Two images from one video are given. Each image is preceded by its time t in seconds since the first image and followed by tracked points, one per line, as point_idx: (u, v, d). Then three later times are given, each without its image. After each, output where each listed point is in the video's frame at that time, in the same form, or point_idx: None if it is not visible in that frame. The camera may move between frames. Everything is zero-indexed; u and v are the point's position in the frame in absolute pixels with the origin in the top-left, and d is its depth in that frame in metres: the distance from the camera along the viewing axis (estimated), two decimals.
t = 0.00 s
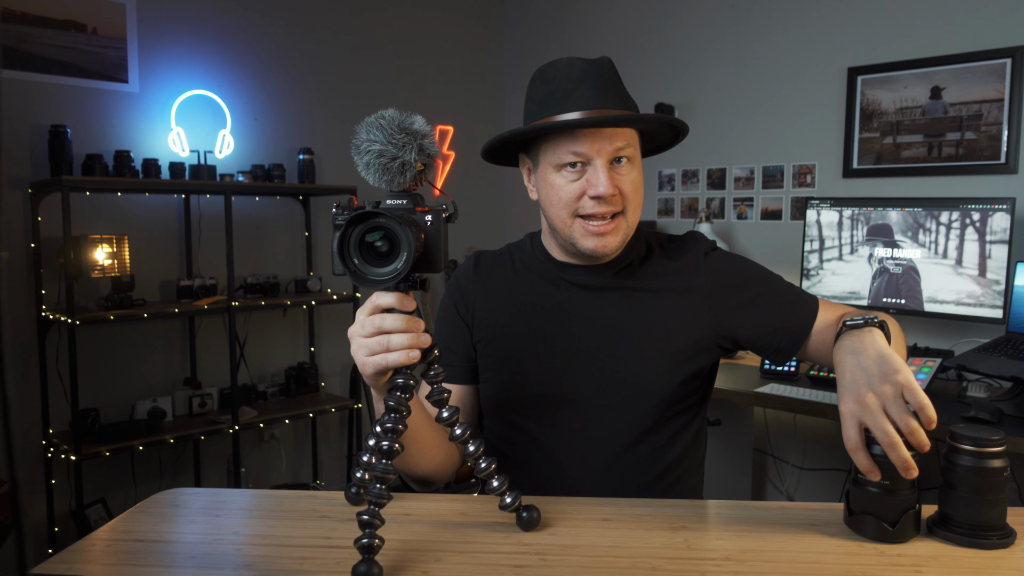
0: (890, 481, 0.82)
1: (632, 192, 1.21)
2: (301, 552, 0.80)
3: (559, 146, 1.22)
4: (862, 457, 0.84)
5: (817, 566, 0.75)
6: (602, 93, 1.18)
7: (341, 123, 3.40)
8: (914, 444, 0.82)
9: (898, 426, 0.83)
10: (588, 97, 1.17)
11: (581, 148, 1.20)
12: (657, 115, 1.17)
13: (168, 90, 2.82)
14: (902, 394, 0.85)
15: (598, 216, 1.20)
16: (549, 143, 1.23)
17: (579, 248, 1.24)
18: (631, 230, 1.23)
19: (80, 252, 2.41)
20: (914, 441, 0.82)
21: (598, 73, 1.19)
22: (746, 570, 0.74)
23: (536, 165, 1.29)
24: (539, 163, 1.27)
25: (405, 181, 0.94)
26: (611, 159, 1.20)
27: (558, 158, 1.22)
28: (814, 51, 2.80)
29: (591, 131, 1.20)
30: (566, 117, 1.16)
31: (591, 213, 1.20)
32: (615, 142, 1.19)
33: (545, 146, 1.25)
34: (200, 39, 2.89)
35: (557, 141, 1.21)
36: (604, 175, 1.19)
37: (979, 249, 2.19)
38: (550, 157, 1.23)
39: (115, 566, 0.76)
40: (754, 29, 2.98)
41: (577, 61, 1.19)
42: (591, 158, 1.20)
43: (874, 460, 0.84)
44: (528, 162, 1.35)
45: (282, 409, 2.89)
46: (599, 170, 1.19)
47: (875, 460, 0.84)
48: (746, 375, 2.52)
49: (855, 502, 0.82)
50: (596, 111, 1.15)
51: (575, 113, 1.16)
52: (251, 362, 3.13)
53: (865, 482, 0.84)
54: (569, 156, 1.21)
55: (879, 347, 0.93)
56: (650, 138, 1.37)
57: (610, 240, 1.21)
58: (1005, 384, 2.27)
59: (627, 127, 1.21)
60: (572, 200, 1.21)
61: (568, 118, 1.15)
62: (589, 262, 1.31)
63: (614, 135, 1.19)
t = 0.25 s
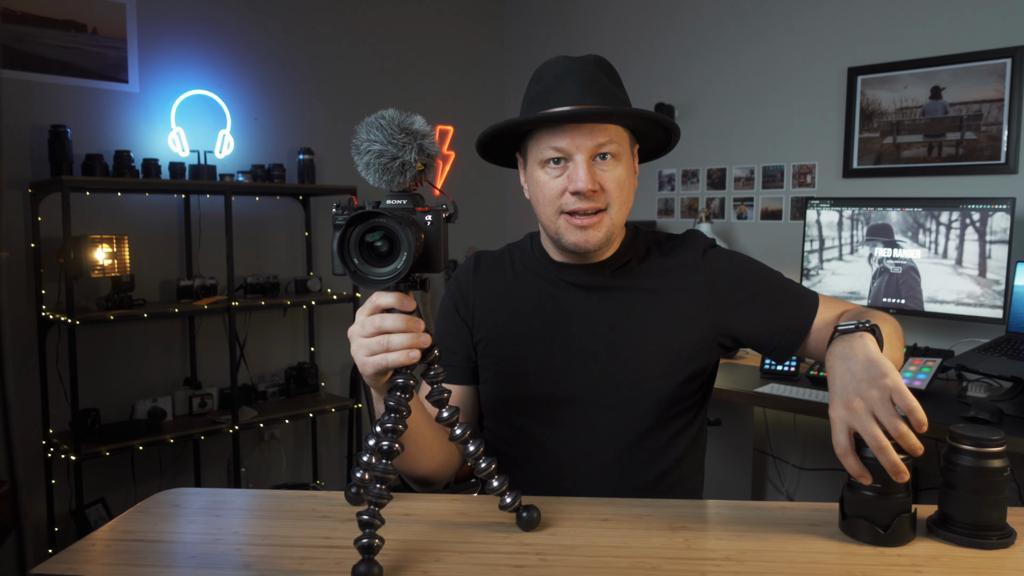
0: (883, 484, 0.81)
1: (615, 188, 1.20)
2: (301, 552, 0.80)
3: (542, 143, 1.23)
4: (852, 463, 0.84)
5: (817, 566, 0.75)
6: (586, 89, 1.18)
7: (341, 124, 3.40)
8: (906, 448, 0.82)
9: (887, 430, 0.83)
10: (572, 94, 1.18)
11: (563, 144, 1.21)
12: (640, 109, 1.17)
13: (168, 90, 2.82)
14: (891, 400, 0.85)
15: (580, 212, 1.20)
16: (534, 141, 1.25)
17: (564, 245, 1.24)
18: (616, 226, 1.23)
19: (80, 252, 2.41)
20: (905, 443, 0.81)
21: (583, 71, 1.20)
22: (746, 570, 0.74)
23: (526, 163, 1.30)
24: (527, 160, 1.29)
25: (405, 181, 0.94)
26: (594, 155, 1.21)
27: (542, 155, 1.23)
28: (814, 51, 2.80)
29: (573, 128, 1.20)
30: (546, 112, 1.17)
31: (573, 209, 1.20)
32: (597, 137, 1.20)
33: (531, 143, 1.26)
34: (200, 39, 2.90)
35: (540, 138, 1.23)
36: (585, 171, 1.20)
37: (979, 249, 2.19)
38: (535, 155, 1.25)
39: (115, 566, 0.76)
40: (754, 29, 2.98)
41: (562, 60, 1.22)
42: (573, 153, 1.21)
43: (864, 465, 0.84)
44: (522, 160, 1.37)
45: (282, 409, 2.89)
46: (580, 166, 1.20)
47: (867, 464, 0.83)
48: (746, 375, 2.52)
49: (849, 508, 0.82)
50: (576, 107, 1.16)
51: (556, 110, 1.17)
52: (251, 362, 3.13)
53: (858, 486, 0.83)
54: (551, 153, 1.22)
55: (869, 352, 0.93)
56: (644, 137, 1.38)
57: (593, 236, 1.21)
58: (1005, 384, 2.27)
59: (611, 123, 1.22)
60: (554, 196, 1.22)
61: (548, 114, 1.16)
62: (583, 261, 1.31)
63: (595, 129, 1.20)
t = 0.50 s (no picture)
0: (882, 484, 0.81)
1: (599, 181, 1.21)
2: (301, 552, 0.79)
3: (527, 140, 1.24)
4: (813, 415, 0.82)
5: (817, 566, 0.75)
6: (566, 83, 1.19)
7: (341, 124, 3.40)
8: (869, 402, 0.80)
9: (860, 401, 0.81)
10: (553, 88, 1.19)
11: (545, 139, 1.22)
12: (619, 100, 1.18)
13: (168, 90, 2.82)
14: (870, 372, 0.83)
15: (564, 206, 1.21)
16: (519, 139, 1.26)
17: (552, 241, 1.24)
18: (602, 220, 1.23)
19: (80, 252, 2.41)
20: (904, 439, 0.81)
21: (565, 67, 1.21)
22: (746, 570, 0.74)
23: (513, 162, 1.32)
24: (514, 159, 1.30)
25: (405, 181, 0.95)
26: (577, 149, 1.22)
27: (527, 152, 1.25)
28: (814, 51, 2.80)
29: (555, 123, 1.22)
30: (525, 106, 1.18)
31: (557, 202, 1.21)
32: (578, 131, 1.21)
33: (517, 142, 1.28)
34: (200, 39, 2.89)
35: (525, 135, 1.24)
36: (568, 164, 1.20)
37: (978, 249, 2.19)
38: (520, 152, 1.26)
39: (115, 566, 0.76)
40: (754, 29, 2.98)
41: (545, 57, 1.24)
42: (556, 148, 1.22)
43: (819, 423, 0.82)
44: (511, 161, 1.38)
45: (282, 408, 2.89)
46: (563, 160, 1.21)
47: (869, 464, 0.83)
48: (746, 375, 2.52)
49: (851, 508, 0.82)
50: (555, 99, 1.17)
51: (535, 103, 1.18)
52: (251, 362, 3.13)
53: (858, 486, 0.83)
54: (536, 149, 1.23)
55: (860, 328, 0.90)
56: (633, 135, 1.38)
57: (578, 230, 1.21)
58: (1005, 384, 2.27)
59: (592, 117, 1.23)
60: (539, 191, 1.22)
61: (528, 107, 1.18)
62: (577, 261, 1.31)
63: (576, 123, 1.21)
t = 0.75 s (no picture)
0: (882, 484, 0.81)
1: (587, 179, 1.20)
2: (301, 552, 0.79)
3: (516, 139, 1.25)
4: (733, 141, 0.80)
5: (817, 566, 0.75)
6: (552, 83, 1.20)
7: (341, 124, 3.40)
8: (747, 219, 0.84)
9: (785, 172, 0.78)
10: (540, 88, 1.20)
11: (533, 138, 1.22)
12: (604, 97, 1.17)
13: (168, 90, 2.82)
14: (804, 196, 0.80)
15: (553, 203, 1.20)
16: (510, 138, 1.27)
17: (543, 239, 1.24)
18: (592, 218, 1.22)
19: (80, 253, 2.41)
20: (904, 438, 0.82)
21: (552, 67, 1.23)
22: (746, 570, 0.74)
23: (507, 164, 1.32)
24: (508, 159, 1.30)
25: (405, 181, 0.95)
26: (564, 147, 1.21)
27: (516, 151, 1.25)
28: (814, 51, 2.80)
29: (544, 122, 1.22)
30: (512, 104, 1.20)
31: (545, 201, 1.20)
32: (565, 129, 1.21)
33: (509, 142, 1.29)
34: (200, 39, 2.89)
35: (515, 135, 1.25)
36: (555, 161, 1.20)
37: (979, 249, 2.19)
38: (511, 152, 1.27)
39: (115, 566, 0.76)
40: (754, 29, 2.98)
41: (536, 57, 1.25)
42: (544, 147, 1.22)
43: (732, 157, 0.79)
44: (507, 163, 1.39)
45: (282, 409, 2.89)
46: (550, 158, 1.21)
47: (868, 463, 0.83)
48: (746, 375, 2.52)
49: (851, 508, 0.82)
50: (540, 98, 1.18)
51: (521, 102, 1.19)
52: (251, 362, 3.13)
53: (858, 486, 0.83)
54: (525, 148, 1.23)
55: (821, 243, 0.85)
56: (627, 135, 1.38)
57: (567, 227, 1.20)
58: (1005, 384, 2.27)
59: (580, 115, 1.23)
60: (528, 190, 1.22)
61: (514, 106, 1.19)
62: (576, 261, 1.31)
63: (564, 121, 1.21)
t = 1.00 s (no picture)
0: (882, 484, 0.81)
1: (587, 174, 1.20)
2: (301, 552, 0.79)
3: (518, 134, 1.25)
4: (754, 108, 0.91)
5: (817, 566, 0.75)
6: (554, 77, 1.21)
7: (341, 123, 3.40)
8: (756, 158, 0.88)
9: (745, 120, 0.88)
10: (542, 83, 1.21)
11: (534, 133, 1.23)
12: (605, 92, 1.18)
13: (168, 90, 2.82)
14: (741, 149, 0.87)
15: (552, 197, 1.20)
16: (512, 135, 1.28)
17: (542, 234, 1.24)
18: (591, 212, 1.21)
19: (80, 252, 2.41)
20: (904, 438, 0.82)
21: (554, 63, 1.23)
22: (746, 570, 0.74)
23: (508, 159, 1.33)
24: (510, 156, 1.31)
25: (405, 181, 0.94)
26: (565, 142, 1.22)
27: (517, 146, 1.25)
28: (814, 51, 2.80)
29: (545, 118, 1.23)
30: (513, 98, 1.21)
31: (544, 194, 1.20)
32: (565, 125, 1.21)
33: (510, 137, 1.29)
34: (200, 39, 2.89)
35: (516, 131, 1.26)
36: (555, 156, 1.20)
37: (979, 249, 2.19)
38: (513, 148, 1.27)
39: (115, 566, 0.76)
40: (754, 29, 2.98)
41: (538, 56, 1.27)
42: (545, 142, 1.22)
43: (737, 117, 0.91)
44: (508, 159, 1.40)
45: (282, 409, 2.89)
46: (550, 153, 1.21)
47: (868, 463, 0.83)
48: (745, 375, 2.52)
49: (850, 508, 0.82)
50: (542, 92, 1.19)
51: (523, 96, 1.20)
52: (251, 362, 3.13)
53: (858, 486, 0.83)
54: (526, 143, 1.24)
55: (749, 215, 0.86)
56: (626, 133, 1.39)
57: (566, 221, 1.20)
58: (1005, 384, 2.27)
59: (580, 111, 1.23)
60: (528, 184, 1.22)
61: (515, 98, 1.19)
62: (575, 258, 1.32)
63: (564, 116, 1.22)
